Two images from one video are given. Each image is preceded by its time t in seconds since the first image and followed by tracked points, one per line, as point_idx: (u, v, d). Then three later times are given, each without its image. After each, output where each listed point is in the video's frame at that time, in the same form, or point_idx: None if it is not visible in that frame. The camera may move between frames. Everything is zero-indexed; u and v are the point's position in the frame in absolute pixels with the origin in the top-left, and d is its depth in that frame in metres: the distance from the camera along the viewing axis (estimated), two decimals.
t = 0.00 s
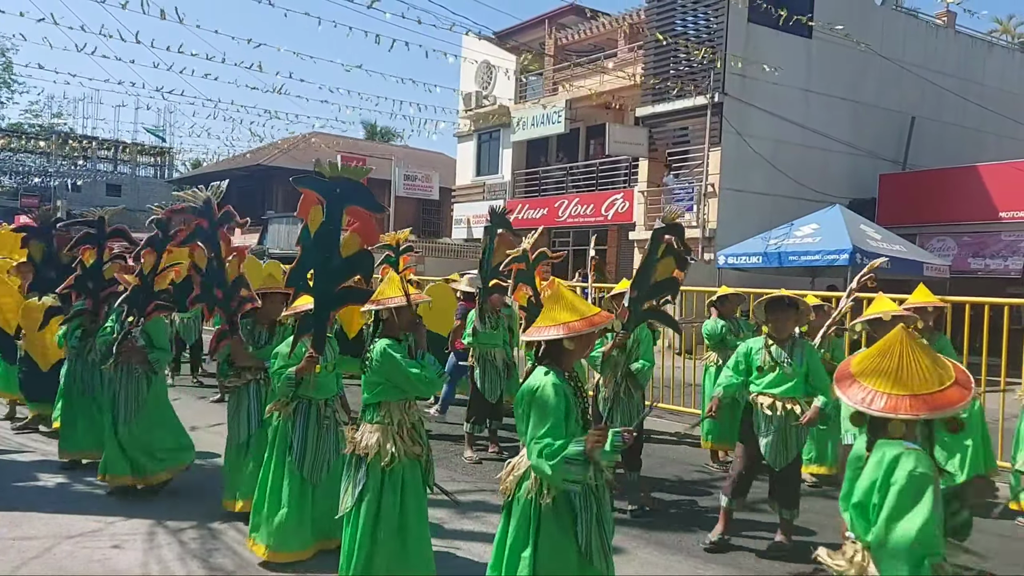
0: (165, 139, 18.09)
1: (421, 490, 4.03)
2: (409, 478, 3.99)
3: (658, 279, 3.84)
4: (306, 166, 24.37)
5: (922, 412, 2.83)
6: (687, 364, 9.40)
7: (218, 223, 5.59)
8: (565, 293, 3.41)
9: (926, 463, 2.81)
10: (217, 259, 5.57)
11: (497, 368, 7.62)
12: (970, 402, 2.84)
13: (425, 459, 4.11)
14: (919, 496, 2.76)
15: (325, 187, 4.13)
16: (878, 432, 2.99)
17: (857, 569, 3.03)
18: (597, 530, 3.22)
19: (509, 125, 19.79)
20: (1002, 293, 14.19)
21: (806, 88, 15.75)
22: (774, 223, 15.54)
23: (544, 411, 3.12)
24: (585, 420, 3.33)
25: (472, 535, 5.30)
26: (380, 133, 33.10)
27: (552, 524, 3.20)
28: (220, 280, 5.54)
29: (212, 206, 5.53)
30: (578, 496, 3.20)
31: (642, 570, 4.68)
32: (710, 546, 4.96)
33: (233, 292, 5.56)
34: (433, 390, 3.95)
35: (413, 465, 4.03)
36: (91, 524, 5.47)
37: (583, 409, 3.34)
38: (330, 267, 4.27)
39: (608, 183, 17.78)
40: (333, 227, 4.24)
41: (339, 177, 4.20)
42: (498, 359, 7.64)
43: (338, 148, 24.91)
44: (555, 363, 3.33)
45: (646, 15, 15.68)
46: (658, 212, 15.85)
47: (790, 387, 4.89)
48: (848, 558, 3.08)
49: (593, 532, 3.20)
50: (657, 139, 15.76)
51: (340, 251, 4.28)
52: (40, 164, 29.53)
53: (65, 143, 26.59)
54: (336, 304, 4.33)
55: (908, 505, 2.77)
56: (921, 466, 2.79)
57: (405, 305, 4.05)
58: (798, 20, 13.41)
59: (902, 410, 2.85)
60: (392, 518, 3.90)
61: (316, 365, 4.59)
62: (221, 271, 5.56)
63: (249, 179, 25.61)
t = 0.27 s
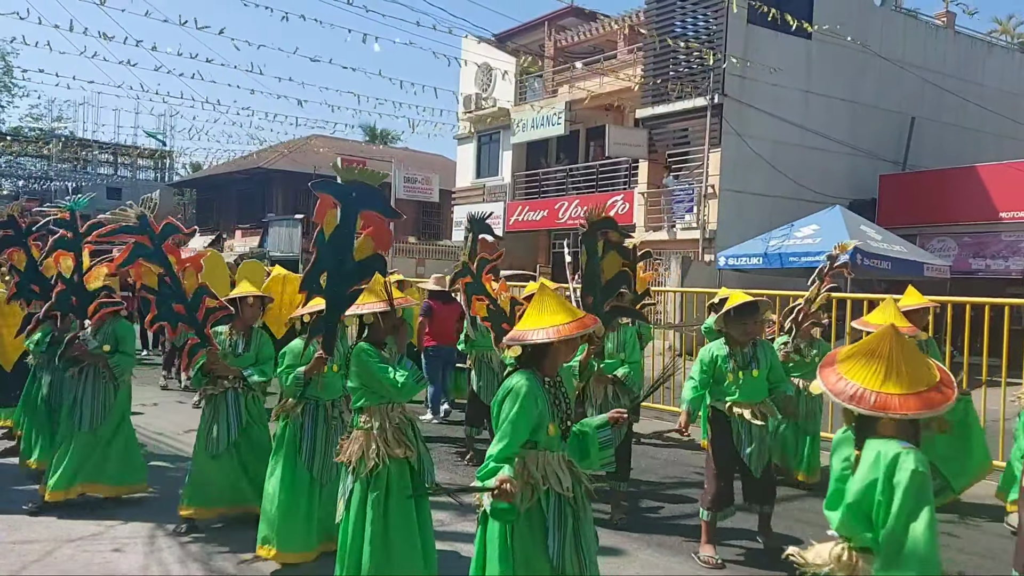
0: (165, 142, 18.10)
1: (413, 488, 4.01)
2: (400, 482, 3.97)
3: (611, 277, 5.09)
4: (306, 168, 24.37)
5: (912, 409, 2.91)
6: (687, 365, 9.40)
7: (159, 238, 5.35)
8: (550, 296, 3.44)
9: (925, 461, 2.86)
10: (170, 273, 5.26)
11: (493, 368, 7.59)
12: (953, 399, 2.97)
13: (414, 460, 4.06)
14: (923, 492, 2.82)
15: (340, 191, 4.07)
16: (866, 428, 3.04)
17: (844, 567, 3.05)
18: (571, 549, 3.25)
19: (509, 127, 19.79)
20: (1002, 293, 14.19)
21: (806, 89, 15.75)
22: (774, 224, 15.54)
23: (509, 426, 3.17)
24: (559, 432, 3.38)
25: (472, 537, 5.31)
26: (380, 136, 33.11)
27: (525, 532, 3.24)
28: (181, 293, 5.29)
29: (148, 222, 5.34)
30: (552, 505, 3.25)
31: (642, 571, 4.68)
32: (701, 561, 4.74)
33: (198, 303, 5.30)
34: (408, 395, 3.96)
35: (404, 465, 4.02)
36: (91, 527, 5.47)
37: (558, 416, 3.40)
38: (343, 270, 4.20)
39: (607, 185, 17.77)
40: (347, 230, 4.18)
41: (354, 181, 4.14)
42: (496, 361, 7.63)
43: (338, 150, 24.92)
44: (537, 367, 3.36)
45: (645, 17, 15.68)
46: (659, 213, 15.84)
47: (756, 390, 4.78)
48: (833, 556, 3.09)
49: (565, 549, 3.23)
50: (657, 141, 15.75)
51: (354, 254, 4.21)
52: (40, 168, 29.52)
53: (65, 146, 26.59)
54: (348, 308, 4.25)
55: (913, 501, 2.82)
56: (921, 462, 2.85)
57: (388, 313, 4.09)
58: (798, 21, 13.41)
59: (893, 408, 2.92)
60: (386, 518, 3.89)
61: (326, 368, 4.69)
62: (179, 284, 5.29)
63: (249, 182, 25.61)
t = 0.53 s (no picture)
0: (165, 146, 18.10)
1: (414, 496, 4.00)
2: (402, 490, 3.94)
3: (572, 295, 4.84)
4: (306, 172, 24.40)
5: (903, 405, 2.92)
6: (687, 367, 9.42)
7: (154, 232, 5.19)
8: (544, 302, 3.47)
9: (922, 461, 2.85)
10: (160, 269, 5.12)
11: (492, 369, 7.57)
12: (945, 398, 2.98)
13: (413, 466, 4.01)
14: (922, 493, 2.79)
15: (363, 195, 4.18)
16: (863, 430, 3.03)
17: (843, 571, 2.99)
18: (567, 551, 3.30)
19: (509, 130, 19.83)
20: (1002, 294, 14.20)
21: (805, 91, 15.78)
22: (774, 226, 15.54)
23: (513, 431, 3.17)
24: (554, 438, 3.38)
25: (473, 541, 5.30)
26: (380, 139, 33.14)
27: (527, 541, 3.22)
28: (168, 292, 5.17)
29: (145, 215, 5.13)
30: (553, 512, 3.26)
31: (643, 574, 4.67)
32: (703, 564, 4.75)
33: (185, 302, 5.23)
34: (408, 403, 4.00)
35: (403, 471, 3.98)
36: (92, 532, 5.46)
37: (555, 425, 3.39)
38: (361, 274, 4.29)
39: (607, 187, 17.78)
40: (367, 234, 4.27)
41: (377, 188, 4.27)
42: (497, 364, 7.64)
43: (338, 154, 24.93)
44: (529, 377, 3.36)
45: (644, 19, 15.70)
46: (658, 215, 15.85)
47: (743, 395, 4.84)
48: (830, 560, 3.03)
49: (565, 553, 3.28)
50: (657, 143, 15.77)
51: (373, 259, 4.31)
52: (40, 172, 29.56)
53: (65, 150, 26.60)
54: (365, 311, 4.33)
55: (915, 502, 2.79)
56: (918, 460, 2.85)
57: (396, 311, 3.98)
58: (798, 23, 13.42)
59: (888, 406, 2.91)
60: (393, 523, 3.88)
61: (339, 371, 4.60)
62: (166, 281, 5.16)
63: (249, 186, 25.62)
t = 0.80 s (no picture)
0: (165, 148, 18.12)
1: (420, 502, 3.92)
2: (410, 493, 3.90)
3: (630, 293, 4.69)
4: (306, 174, 24.40)
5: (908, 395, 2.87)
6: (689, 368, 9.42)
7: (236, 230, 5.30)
8: (552, 301, 3.42)
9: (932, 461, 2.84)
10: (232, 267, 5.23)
11: (501, 371, 7.57)
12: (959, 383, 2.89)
13: (418, 470, 3.93)
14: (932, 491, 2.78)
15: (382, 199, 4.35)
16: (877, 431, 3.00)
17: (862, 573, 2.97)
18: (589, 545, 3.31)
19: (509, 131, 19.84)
20: (1003, 295, 14.19)
21: (805, 92, 15.79)
22: (774, 227, 15.53)
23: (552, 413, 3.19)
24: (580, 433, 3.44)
25: (475, 542, 5.30)
26: (381, 140, 33.17)
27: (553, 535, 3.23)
28: (229, 289, 5.23)
29: (234, 212, 5.23)
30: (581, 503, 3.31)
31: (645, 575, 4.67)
32: (705, 563, 4.71)
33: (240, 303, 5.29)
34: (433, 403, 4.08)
35: (410, 474, 3.93)
36: (93, 533, 5.46)
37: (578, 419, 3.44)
38: (376, 277, 4.43)
39: (607, 189, 17.78)
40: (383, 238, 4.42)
41: (394, 195, 4.45)
42: (504, 365, 7.63)
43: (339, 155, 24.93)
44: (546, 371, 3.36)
45: (645, 21, 15.72)
46: (659, 217, 15.84)
47: (752, 393, 5.01)
48: (849, 561, 3.02)
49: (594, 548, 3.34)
50: (657, 144, 15.78)
51: (388, 261, 4.46)
52: (41, 174, 29.55)
53: (66, 152, 26.60)
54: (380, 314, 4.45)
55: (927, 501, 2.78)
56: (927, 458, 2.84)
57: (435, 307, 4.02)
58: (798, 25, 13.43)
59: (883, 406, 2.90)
60: (394, 524, 3.82)
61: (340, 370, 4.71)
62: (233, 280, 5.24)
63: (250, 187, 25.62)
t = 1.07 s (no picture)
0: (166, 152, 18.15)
1: (408, 507, 3.83)
2: (401, 494, 3.82)
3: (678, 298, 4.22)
4: (307, 176, 24.43)
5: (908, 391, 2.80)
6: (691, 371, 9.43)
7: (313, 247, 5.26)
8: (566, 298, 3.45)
9: (920, 469, 2.70)
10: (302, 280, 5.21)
11: (513, 375, 7.62)
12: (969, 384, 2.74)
13: (406, 472, 3.85)
14: (909, 497, 2.66)
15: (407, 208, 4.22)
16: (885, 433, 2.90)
17: None
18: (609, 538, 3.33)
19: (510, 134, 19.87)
20: (1004, 297, 14.18)
21: (806, 94, 15.79)
22: (775, 229, 15.53)
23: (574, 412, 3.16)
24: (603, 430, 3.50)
25: (477, 545, 5.31)
26: (381, 143, 33.21)
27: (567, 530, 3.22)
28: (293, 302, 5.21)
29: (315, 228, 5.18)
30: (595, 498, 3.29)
31: None
32: (721, 559, 4.88)
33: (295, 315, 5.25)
34: (444, 407, 4.04)
35: (399, 475, 3.86)
36: (96, 536, 5.47)
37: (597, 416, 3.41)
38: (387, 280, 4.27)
39: (608, 191, 17.79)
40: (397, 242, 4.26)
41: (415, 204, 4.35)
42: (514, 367, 7.66)
43: (339, 158, 24.96)
44: (569, 370, 3.37)
45: (645, 23, 15.74)
46: (659, 219, 15.84)
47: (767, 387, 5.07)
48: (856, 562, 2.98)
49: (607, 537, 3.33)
50: (658, 147, 15.80)
51: (403, 267, 4.31)
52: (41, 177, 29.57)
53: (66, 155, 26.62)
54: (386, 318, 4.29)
55: (905, 504, 2.66)
56: (912, 465, 2.71)
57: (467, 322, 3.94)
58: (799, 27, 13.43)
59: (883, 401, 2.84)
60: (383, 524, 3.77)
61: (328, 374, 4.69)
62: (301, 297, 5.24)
63: (251, 190, 25.64)
